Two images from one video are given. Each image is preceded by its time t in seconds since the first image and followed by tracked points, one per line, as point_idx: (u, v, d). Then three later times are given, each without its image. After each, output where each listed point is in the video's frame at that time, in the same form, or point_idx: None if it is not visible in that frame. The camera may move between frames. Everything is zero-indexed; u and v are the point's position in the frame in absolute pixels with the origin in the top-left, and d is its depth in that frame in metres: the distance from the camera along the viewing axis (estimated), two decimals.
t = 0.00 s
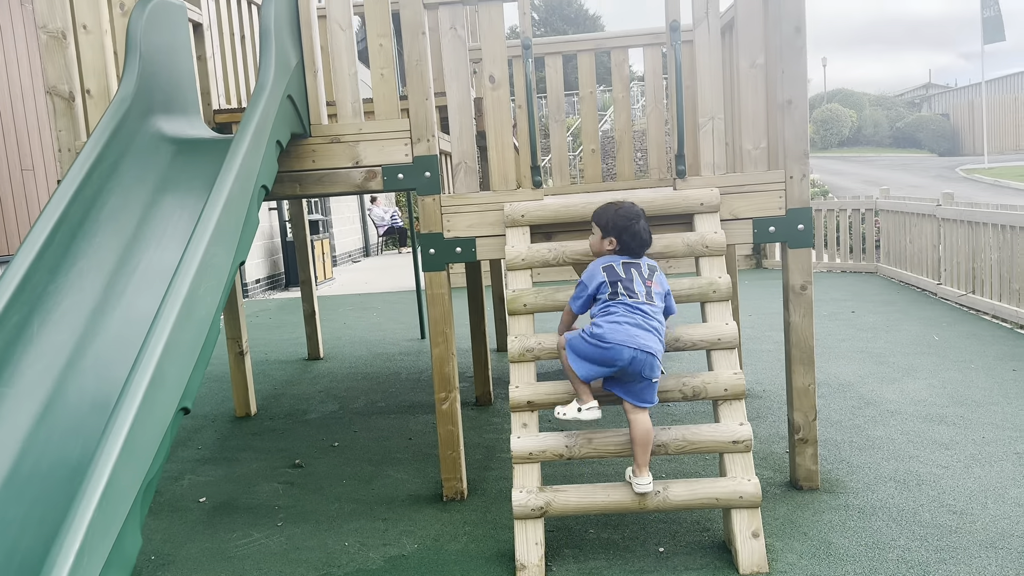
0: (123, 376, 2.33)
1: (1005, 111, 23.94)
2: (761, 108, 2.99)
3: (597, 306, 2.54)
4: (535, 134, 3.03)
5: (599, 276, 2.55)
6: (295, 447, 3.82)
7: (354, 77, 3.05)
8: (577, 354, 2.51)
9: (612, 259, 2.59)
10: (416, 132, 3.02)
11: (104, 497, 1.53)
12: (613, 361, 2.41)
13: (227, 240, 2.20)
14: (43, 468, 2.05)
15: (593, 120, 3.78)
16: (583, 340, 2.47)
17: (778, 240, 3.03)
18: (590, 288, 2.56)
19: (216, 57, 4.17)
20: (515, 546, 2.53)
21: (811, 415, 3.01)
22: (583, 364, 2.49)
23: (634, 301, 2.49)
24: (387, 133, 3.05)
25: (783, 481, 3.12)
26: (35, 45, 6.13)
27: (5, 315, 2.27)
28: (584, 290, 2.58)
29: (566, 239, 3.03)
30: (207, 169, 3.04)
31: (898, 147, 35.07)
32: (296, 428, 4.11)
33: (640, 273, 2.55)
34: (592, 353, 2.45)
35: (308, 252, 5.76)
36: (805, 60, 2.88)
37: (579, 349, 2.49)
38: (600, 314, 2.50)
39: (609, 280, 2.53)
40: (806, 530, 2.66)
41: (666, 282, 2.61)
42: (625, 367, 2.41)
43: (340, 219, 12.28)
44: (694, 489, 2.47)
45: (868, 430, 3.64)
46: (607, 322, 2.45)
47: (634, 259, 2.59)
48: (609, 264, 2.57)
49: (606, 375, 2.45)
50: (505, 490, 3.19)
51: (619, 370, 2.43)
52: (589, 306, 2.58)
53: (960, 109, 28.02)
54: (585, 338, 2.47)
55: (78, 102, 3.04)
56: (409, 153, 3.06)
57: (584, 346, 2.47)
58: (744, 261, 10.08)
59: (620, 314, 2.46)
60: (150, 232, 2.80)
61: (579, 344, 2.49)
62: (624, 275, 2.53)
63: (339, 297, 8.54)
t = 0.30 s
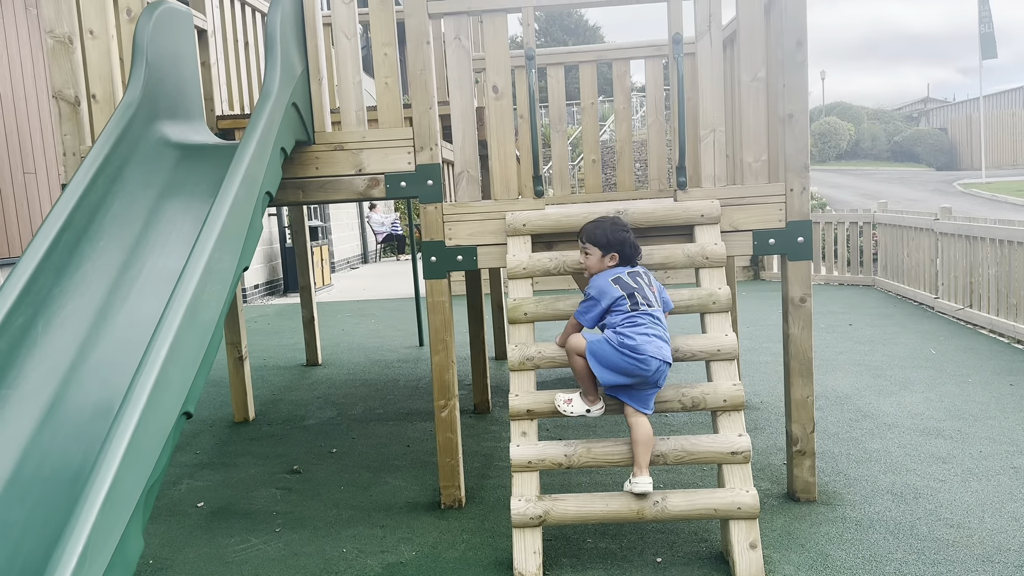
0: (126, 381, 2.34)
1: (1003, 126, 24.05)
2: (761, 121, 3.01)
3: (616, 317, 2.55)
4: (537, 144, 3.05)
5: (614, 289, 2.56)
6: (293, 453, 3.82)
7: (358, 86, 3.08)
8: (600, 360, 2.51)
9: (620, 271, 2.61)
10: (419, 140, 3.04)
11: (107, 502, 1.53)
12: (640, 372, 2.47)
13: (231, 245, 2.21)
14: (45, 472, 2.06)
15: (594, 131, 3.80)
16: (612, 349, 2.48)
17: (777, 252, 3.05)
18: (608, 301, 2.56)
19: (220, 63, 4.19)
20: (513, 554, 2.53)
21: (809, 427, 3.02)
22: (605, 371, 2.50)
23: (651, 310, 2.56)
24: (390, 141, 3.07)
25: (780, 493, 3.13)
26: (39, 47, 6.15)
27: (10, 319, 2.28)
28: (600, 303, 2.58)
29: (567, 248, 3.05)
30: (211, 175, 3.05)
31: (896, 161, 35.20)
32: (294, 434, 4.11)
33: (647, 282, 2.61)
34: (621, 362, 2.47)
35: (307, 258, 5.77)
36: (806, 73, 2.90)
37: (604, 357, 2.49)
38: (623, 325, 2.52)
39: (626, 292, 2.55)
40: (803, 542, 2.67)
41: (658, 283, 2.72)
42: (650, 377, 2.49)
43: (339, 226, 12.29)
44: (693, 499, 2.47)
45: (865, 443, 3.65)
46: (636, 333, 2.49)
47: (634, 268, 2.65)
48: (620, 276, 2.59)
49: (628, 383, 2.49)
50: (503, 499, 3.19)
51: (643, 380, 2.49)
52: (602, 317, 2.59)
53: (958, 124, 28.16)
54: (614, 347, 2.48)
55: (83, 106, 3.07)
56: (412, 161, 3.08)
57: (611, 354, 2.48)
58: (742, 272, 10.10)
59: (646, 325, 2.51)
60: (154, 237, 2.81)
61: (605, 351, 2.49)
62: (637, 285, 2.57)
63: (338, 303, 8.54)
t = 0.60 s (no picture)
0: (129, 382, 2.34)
1: (1008, 138, 24.03)
2: (767, 130, 3.01)
3: (621, 322, 2.56)
4: (543, 150, 3.05)
5: (625, 295, 2.57)
6: (294, 455, 3.82)
7: (365, 89, 3.08)
8: (601, 362, 2.51)
9: (628, 278, 2.62)
10: (425, 144, 3.04)
11: (108, 503, 1.53)
12: (642, 375, 2.47)
13: (236, 245, 2.22)
14: (47, 471, 2.06)
15: (599, 137, 3.80)
16: (613, 351, 2.48)
17: (781, 261, 3.05)
18: (616, 306, 2.57)
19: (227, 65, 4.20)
20: (513, 560, 2.53)
21: (812, 437, 3.02)
22: (606, 374, 2.50)
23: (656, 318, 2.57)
24: (396, 144, 3.07)
25: (782, 503, 3.12)
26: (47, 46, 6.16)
27: (14, 317, 2.28)
28: (609, 308, 2.58)
29: (571, 254, 3.05)
30: (217, 176, 3.06)
31: (900, 171, 35.18)
32: (295, 436, 4.10)
33: (652, 290, 2.65)
34: (623, 364, 2.48)
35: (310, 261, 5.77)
36: (812, 83, 2.90)
37: (606, 360, 2.50)
38: (626, 329, 2.53)
39: (635, 299, 2.57)
40: (804, 552, 2.66)
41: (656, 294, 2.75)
42: (652, 381, 2.49)
43: (342, 228, 12.30)
44: (694, 507, 2.46)
45: (867, 454, 3.64)
46: (639, 336, 2.50)
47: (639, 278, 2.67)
48: (630, 282, 2.60)
49: (630, 387, 2.49)
50: (503, 504, 3.19)
51: (644, 384, 2.49)
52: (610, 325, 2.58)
53: (962, 135, 28.15)
54: (616, 350, 2.48)
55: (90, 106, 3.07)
56: (417, 165, 3.09)
57: (613, 356, 2.49)
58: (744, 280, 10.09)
59: (649, 329, 2.52)
60: (159, 237, 2.82)
61: (607, 354, 2.50)
62: (645, 293, 2.60)
63: (340, 305, 8.54)
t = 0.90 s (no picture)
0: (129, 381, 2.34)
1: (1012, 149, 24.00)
2: (771, 138, 3.01)
3: (618, 329, 2.56)
4: (546, 155, 3.05)
5: (625, 301, 2.57)
6: (293, 456, 3.82)
7: (370, 92, 3.09)
8: (601, 377, 2.54)
9: (627, 284, 2.62)
10: (429, 147, 3.04)
11: (107, 502, 1.53)
12: (640, 382, 2.47)
13: (239, 246, 2.22)
14: (47, 469, 2.06)
15: (603, 142, 3.80)
16: (611, 365, 2.50)
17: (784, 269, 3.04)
18: (614, 312, 2.57)
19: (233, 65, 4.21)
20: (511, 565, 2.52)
21: (812, 446, 3.01)
22: (606, 387, 2.52)
23: (654, 324, 2.56)
24: (400, 146, 3.07)
25: (781, 511, 3.11)
26: (53, 44, 6.18)
27: (14, 315, 2.28)
28: (608, 313, 2.58)
29: (573, 259, 3.04)
30: (221, 176, 3.07)
31: (903, 181, 35.17)
32: (295, 437, 4.10)
33: (650, 297, 2.64)
34: (621, 376, 2.49)
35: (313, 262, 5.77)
36: (817, 92, 2.90)
37: (605, 374, 2.52)
38: (623, 337, 2.53)
39: (633, 305, 2.57)
40: (803, 561, 2.65)
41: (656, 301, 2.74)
42: (650, 388, 2.48)
43: (344, 229, 12.31)
44: (693, 515, 2.45)
45: (867, 463, 3.63)
46: (635, 344, 2.49)
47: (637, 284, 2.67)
48: (629, 288, 2.60)
49: (629, 396, 2.49)
50: (502, 509, 3.18)
51: (643, 392, 2.48)
52: (609, 332, 2.58)
53: (966, 145, 28.13)
54: (613, 362, 2.50)
55: (95, 104, 3.08)
56: (421, 168, 3.09)
57: (611, 369, 2.51)
58: (746, 287, 10.09)
59: (646, 336, 2.51)
60: (161, 237, 2.82)
61: (605, 368, 2.52)
62: (643, 299, 2.59)
63: (341, 307, 8.54)
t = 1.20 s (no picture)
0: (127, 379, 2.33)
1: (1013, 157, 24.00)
2: (774, 144, 3.00)
3: (622, 332, 2.55)
4: (548, 157, 3.05)
5: (629, 305, 2.56)
6: (291, 455, 3.81)
7: (372, 92, 3.08)
8: (605, 380, 2.52)
9: (630, 288, 2.61)
10: (431, 148, 3.04)
11: (103, 500, 1.52)
12: (645, 386, 2.46)
13: (239, 245, 2.21)
14: (43, 465, 2.05)
15: (605, 145, 3.80)
16: (615, 368, 2.49)
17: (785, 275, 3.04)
18: (619, 316, 2.56)
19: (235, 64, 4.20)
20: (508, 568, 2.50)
21: (811, 452, 3.00)
22: (610, 391, 2.51)
23: (657, 329, 2.57)
24: (402, 147, 3.07)
25: (779, 518, 3.10)
26: (55, 40, 6.18)
27: (13, 311, 2.27)
28: (612, 317, 2.57)
29: (574, 262, 3.04)
30: (222, 175, 3.06)
31: (904, 188, 35.16)
32: (293, 437, 4.09)
33: (652, 301, 2.64)
34: (626, 379, 2.48)
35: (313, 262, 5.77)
36: (820, 98, 2.90)
37: (609, 377, 2.50)
38: (627, 340, 2.53)
39: (637, 309, 2.56)
40: (801, 569, 2.64)
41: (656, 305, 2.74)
42: (654, 391, 2.48)
43: (345, 230, 12.30)
44: (691, 521, 2.44)
45: (865, 470, 3.63)
46: (640, 348, 2.49)
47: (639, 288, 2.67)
48: (631, 292, 2.60)
49: (633, 399, 2.48)
50: (500, 512, 3.17)
51: (647, 395, 2.48)
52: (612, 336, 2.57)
53: (967, 153, 28.14)
54: (618, 365, 2.48)
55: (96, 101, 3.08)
56: (423, 169, 3.08)
57: (615, 373, 2.49)
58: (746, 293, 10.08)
59: (650, 340, 2.52)
60: (162, 235, 2.81)
61: (609, 371, 2.51)
62: (646, 303, 2.59)
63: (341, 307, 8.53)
